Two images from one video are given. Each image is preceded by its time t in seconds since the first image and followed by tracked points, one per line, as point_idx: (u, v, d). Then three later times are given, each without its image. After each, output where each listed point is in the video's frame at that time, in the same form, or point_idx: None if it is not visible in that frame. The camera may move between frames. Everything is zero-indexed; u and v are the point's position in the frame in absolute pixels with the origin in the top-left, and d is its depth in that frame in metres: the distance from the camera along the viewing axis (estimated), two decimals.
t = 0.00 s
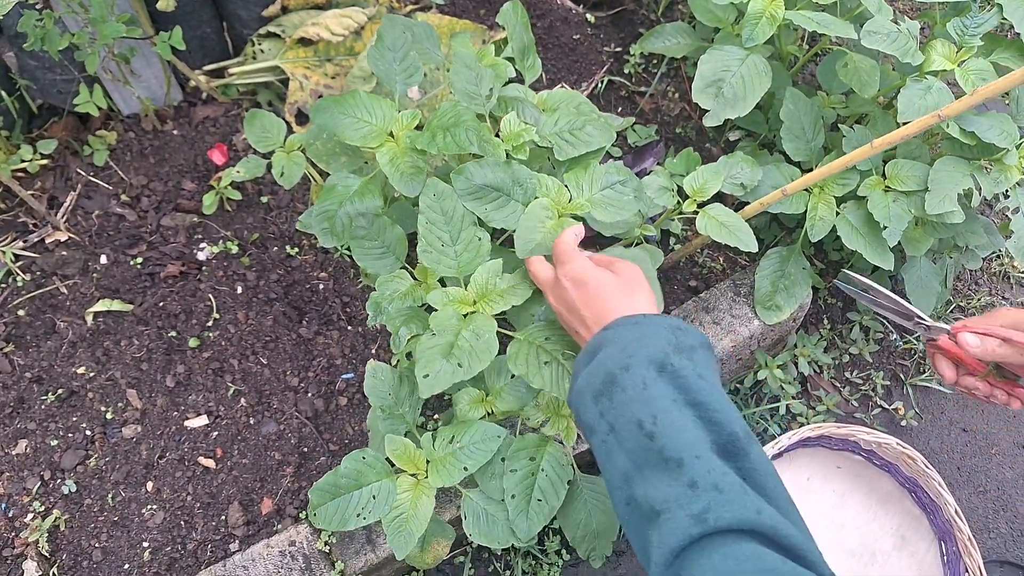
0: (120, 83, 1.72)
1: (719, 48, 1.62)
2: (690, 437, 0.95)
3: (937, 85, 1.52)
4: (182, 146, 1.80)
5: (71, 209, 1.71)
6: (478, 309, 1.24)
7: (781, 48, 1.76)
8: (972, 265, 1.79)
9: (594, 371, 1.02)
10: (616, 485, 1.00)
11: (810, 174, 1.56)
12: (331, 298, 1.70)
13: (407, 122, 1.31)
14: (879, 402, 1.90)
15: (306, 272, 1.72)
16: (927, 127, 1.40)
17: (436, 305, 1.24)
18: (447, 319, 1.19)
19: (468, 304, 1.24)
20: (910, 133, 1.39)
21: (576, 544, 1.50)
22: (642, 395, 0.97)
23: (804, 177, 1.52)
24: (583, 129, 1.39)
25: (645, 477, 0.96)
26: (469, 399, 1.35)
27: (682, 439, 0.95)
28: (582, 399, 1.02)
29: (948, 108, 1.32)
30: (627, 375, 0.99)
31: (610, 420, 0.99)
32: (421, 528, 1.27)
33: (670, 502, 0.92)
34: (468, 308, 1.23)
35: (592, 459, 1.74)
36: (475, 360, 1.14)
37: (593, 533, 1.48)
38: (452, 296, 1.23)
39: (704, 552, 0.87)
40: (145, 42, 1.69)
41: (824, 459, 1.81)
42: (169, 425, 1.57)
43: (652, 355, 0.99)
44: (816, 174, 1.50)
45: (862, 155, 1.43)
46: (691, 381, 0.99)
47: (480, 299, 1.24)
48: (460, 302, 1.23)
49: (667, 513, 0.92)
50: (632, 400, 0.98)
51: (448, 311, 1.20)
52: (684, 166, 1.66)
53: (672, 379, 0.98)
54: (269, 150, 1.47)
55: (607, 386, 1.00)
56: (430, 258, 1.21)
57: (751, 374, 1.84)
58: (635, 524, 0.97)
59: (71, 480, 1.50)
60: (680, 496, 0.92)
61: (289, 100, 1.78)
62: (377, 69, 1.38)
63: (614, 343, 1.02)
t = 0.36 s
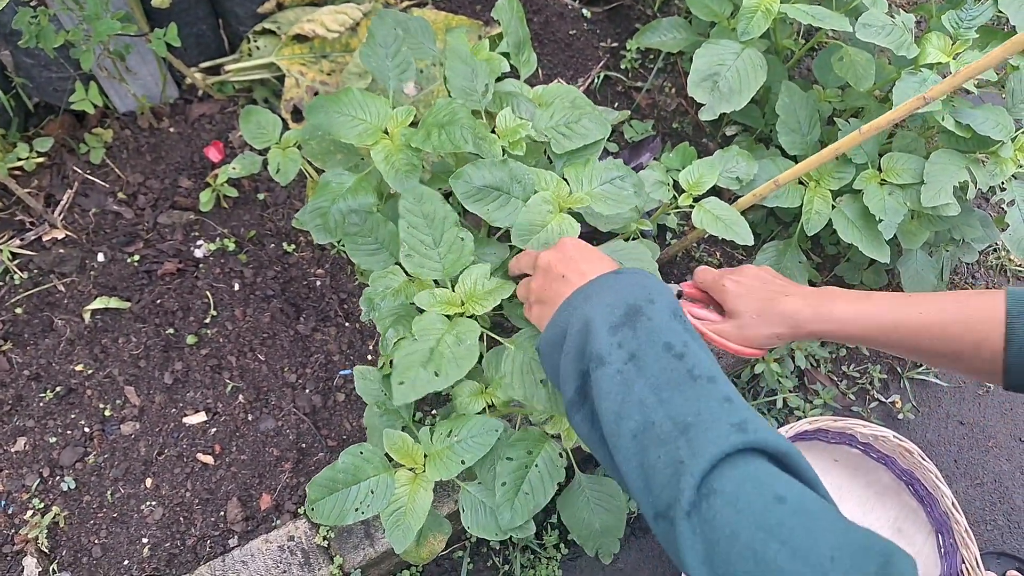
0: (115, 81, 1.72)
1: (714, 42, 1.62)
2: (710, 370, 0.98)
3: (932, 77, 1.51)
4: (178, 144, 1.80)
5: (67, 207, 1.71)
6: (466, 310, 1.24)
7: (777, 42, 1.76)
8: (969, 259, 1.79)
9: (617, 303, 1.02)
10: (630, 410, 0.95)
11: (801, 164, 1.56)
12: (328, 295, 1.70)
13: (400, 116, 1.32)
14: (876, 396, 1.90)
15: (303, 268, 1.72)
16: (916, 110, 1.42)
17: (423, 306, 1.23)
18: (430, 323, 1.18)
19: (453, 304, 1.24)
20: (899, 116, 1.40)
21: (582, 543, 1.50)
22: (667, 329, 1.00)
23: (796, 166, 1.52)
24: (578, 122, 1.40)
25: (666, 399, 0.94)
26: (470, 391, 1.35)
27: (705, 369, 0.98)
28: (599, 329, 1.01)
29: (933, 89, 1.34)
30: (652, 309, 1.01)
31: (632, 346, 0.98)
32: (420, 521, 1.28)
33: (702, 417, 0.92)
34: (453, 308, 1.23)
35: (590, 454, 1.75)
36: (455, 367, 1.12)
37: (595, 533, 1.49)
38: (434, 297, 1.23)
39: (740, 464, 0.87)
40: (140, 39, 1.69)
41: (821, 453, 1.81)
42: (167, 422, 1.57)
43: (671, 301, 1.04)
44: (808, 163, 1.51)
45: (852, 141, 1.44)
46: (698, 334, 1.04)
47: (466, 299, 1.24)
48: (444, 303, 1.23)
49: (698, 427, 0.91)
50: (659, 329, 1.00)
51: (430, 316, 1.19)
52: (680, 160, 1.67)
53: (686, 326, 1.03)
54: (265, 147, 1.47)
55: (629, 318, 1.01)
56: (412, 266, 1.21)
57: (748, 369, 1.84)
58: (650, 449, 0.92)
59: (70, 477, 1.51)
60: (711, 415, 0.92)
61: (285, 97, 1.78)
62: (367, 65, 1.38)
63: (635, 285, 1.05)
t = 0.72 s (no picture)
0: (119, 79, 1.73)
1: (716, 35, 1.61)
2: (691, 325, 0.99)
3: (935, 70, 1.51)
4: (182, 141, 1.81)
5: (73, 205, 1.73)
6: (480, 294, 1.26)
7: (779, 36, 1.76)
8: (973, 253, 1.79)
9: (601, 266, 1.04)
10: (612, 365, 0.97)
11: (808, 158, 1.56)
12: (331, 291, 1.71)
13: (403, 113, 1.32)
14: (880, 390, 1.90)
15: (306, 265, 1.73)
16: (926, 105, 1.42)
17: (438, 303, 1.24)
18: (456, 317, 1.19)
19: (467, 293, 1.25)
20: (911, 111, 1.40)
21: (587, 528, 1.50)
22: (649, 288, 1.01)
23: (803, 161, 1.52)
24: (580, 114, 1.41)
25: (648, 354, 0.96)
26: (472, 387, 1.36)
27: (688, 323, 0.99)
28: (583, 291, 1.03)
29: (946, 84, 1.34)
30: (635, 271, 1.03)
31: (615, 305, 1.00)
32: (422, 513, 1.28)
33: (680, 368, 0.93)
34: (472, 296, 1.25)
35: (592, 449, 1.75)
36: (500, 348, 1.15)
37: (599, 518, 1.48)
38: (447, 291, 1.24)
39: (714, 411, 0.89)
40: (144, 37, 1.70)
41: (826, 447, 1.80)
42: (172, 417, 1.58)
43: (654, 262, 1.06)
44: (815, 158, 1.51)
45: (862, 136, 1.44)
46: (680, 293, 1.05)
47: (479, 285, 1.25)
48: (459, 293, 1.25)
49: (677, 378, 0.92)
50: (640, 289, 1.01)
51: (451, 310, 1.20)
52: (682, 155, 1.66)
53: (668, 286, 1.04)
54: (268, 143, 1.48)
55: (612, 280, 1.03)
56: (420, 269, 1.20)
57: (751, 363, 1.84)
58: (629, 401, 0.94)
59: (76, 472, 1.52)
60: (690, 366, 0.93)
61: (288, 94, 1.79)
62: (373, 62, 1.38)
63: (619, 249, 1.07)
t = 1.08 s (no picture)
0: (128, 78, 1.74)
1: (722, 38, 1.61)
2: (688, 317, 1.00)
3: (943, 73, 1.50)
4: (189, 140, 1.81)
5: (80, 203, 1.73)
6: (484, 299, 1.25)
7: (786, 38, 1.75)
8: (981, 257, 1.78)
9: (597, 259, 1.04)
10: (611, 357, 0.97)
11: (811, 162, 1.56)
12: (336, 290, 1.71)
13: (411, 116, 1.33)
14: (888, 395, 1.88)
15: (312, 264, 1.73)
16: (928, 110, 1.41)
17: (443, 306, 1.24)
18: (458, 320, 1.19)
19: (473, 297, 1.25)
20: (912, 116, 1.39)
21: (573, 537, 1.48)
22: (645, 280, 1.02)
23: (806, 165, 1.52)
24: (583, 112, 1.40)
25: (645, 345, 0.96)
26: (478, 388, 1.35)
27: (685, 314, 0.99)
28: (579, 285, 1.03)
29: (948, 89, 1.34)
30: (631, 264, 1.03)
31: (613, 297, 1.00)
32: (425, 515, 1.28)
33: (678, 359, 0.93)
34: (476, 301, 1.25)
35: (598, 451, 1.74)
36: (498, 358, 1.14)
37: (588, 528, 1.47)
38: (452, 295, 1.24)
39: (713, 400, 0.90)
40: (152, 37, 1.71)
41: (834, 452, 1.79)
42: (175, 416, 1.57)
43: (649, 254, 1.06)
44: (818, 162, 1.50)
45: (864, 140, 1.44)
46: (675, 284, 1.05)
47: (483, 289, 1.24)
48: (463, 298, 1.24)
49: (675, 369, 0.93)
50: (636, 281, 1.01)
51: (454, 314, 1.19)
52: (689, 156, 1.65)
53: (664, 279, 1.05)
54: (274, 142, 1.48)
55: (609, 272, 1.03)
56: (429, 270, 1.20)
57: (758, 367, 1.83)
58: (628, 393, 0.94)
59: (79, 471, 1.52)
60: (687, 356, 0.94)
61: (295, 94, 1.80)
62: (387, 63, 1.38)
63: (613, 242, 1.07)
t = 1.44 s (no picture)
0: (127, 90, 1.74)
1: (719, 50, 1.63)
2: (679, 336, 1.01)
3: (936, 85, 1.52)
4: (188, 151, 1.82)
5: (78, 213, 1.73)
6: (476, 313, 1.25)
7: (782, 50, 1.78)
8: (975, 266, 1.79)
9: (586, 279, 1.06)
10: (603, 379, 0.98)
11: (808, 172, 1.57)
12: (335, 300, 1.71)
13: (408, 126, 1.33)
14: (884, 403, 1.90)
15: (311, 274, 1.73)
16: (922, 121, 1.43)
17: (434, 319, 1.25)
18: (448, 334, 1.20)
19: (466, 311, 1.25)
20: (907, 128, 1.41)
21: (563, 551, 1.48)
22: (636, 300, 1.03)
23: (804, 175, 1.53)
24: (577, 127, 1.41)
25: (635, 367, 0.97)
26: (475, 401, 1.36)
27: (676, 335, 0.99)
28: (569, 307, 1.04)
29: (942, 101, 1.35)
30: (620, 284, 1.05)
31: (603, 318, 1.01)
32: (422, 530, 1.28)
33: (670, 382, 0.94)
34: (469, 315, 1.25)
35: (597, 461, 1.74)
36: (484, 374, 1.16)
37: (580, 542, 1.47)
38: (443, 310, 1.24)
39: (705, 422, 0.90)
40: (152, 48, 1.72)
41: (831, 460, 1.80)
42: (173, 428, 1.57)
43: (639, 274, 1.07)
44: (815, 172, 1.51)
45: (859, 152, 1.45)
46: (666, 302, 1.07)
47: (475, 303, 1.25)
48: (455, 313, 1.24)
49: (667, 391, 0.93)
50: (626, 302, 1.02)
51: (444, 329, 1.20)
52: (685, 167, 1.66)
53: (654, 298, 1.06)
54: (273, 153, 1.48)
55: (599, 291, 1.04)
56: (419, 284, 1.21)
57: (755, 376, 1.84)
58: (620, 415, 0.95)
59: (75, 484, 1.51)
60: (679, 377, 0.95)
61: (295, 105, 1.81)
62: (382, 75, 1.39)
63: (603, 261, 1.09)
